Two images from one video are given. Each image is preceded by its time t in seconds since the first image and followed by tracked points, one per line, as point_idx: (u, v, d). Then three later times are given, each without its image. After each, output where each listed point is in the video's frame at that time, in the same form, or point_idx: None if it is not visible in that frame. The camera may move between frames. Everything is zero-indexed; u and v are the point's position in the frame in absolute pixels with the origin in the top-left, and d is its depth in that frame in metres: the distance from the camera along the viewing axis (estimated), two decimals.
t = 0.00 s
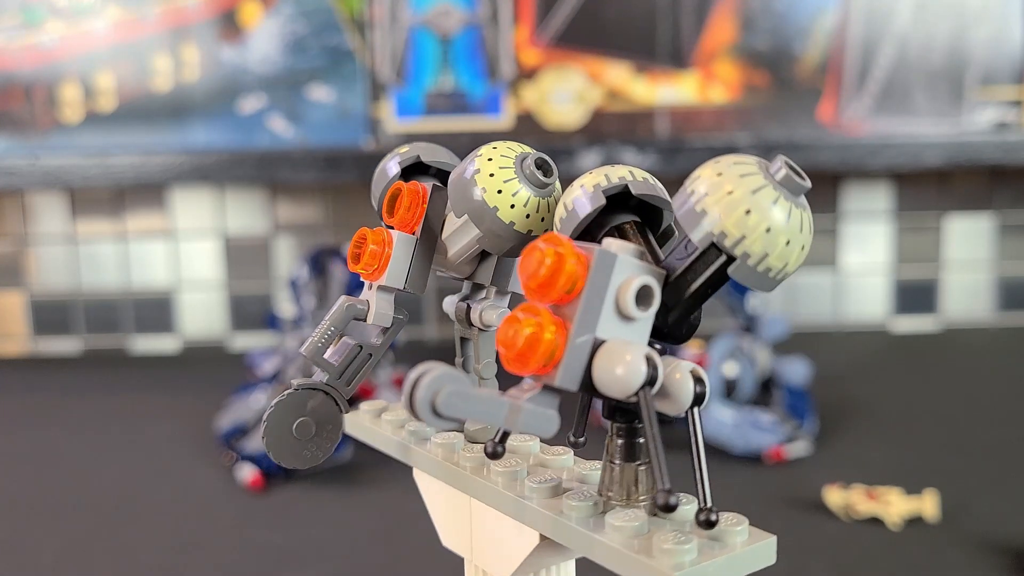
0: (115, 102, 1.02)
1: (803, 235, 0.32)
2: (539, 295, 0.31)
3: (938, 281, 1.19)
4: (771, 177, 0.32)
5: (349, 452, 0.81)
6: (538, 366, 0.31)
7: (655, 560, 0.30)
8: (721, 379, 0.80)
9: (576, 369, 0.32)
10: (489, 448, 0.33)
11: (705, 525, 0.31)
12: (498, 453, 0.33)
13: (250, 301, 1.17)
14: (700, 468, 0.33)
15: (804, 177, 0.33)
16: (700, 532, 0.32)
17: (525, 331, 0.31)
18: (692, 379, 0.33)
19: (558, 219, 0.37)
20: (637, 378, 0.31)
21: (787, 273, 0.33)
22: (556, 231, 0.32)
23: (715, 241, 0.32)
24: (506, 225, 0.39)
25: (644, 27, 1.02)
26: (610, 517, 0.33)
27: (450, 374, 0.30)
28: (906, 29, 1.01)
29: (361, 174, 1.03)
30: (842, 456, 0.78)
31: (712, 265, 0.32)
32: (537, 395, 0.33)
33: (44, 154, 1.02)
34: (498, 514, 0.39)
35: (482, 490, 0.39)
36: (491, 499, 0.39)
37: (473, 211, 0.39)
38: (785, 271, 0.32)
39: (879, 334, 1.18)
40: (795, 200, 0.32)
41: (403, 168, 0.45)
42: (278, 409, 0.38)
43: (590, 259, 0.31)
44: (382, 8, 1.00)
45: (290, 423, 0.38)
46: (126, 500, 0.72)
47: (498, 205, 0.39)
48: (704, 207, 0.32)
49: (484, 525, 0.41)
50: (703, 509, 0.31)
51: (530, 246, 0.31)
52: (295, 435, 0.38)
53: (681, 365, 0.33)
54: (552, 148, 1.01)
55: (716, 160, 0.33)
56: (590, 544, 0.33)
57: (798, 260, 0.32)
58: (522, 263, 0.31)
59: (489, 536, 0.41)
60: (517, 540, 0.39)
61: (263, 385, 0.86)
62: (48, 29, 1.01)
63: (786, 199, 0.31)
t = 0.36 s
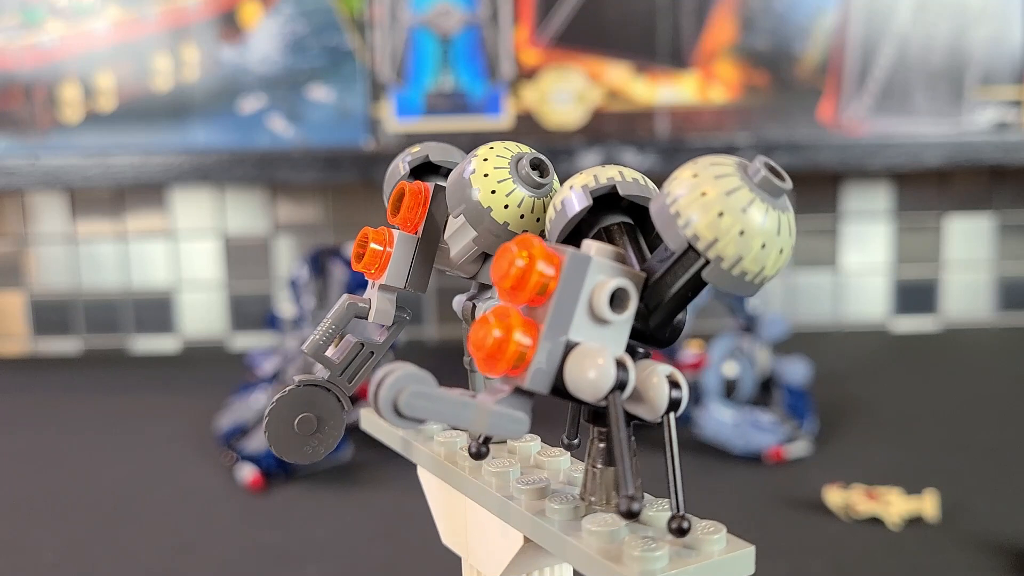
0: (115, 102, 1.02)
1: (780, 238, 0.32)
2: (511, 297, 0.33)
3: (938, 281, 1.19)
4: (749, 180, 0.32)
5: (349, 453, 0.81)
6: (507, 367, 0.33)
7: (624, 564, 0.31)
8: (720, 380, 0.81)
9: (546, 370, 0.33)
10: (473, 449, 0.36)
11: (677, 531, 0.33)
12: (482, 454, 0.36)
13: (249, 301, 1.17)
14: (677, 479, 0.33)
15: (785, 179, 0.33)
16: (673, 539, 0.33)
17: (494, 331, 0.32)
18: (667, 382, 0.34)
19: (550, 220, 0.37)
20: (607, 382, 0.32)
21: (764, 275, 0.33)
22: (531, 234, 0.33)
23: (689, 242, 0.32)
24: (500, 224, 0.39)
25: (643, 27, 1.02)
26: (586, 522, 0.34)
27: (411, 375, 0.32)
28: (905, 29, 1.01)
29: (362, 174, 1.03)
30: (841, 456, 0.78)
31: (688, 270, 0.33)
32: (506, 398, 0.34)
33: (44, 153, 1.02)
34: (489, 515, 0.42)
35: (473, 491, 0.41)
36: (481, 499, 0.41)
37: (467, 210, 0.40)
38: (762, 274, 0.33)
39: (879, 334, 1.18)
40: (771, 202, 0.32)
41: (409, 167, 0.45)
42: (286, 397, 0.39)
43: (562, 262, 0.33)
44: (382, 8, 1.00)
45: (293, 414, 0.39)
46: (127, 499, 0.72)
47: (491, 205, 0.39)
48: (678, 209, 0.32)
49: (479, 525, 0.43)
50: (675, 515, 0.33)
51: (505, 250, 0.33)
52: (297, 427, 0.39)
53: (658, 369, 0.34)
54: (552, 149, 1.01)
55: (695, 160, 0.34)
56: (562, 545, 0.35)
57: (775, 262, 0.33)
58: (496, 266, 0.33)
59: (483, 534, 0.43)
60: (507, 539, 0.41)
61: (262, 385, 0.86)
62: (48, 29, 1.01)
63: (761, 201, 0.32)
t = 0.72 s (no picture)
0: (112, 102, 1.02)
1: (760, 242, 0.32)
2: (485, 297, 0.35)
3: (942, 282, 1.17)
4: (729, 183, 0.32)
5: (349, 454, 0.80)
6: (477, 364, 0.35)
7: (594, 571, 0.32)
8: (722, 381, 0.81)
9: (521, 370, 0.34)
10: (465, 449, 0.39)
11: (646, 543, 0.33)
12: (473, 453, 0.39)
13: (247, 301, 1.17)
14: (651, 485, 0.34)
15: (770, 182, 0.33)
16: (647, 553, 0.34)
17: (464, 330, 0.34)
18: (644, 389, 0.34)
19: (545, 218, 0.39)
20: (578, 386, 0.33)
21: (744, 280, 0.32)
22: (508, 235, 0.35)
23: (665, 245, 0.32)
24: (501, 222, 0.40)
25: (645, 25, 1.01)
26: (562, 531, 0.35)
27: (375, 373, 0.35)
28: (910, 27, 1.00)
29: (361, 173, 1.03)
30: (843, 458, 0.78)
31: (668, 277, 0.34)
32: (478, 400, 0.36)
33: (40, 153, 1.02)
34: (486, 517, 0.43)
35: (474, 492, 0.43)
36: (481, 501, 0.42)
37: (473, 209, 0.41)
38: (741, 280, 0.32)
39: (882, 334, 1.17)
40: (752, 205, 0.32)
41: (432, 164, 0.48)
42: (298, 389, 0.41)
43: (536, 262, 0.34)
44: (382, 6, 0.99)
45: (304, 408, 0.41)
46: (125, 500, 0.72)
47: (493, 205, 0.40)
48: (656, 210, 0.33)
49: (479, 528, 0.45)
50: (648, 526, 0.33)
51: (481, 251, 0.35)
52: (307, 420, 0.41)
53: (637, 377, 0.35)
54: (553, 147, 1.00)
55: (679, 163, 0.34)
56: (538, 546, 0.36)
57: (757, 268, 0.32)
58: (471, 268, 0.35)
59: (479, 534, 0.45)
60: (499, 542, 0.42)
61: (260, 385, 0.85)
62: (44, 28, 1.01)
63: (741, 204, 0.32)
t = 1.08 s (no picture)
0: (112, 102, 1.02)
1: (762, 241, 0.32)
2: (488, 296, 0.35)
3: (941, 282, 1.17)
4: (731, 182, 0.32)
5: (349, 455, 0.80)
6: (478, 364, 0.35)
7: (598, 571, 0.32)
8: (722, 381, 0.81)
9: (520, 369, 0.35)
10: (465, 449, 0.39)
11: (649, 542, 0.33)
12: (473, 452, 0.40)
13: (247, 301, 1.17)
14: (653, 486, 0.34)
15: (772, 180, 0.33)
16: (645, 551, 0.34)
17: (466, 330, 0.35)
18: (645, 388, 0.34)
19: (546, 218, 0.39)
20: (580, 385, 0.33)
21: (746, 279, 0.33)
22: (510, 234, 0.35)
23: (666, 244, 0.33)
24: (502, 222, 0.41)
25: (645, 25, 1.01)
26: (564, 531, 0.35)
27: (376, 373, 0.35)
28: (910, 27, 1.00)
29: (361, 173, 1.03)
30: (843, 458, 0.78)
31: (669, 277, 0.34)
32: (480, 400, 0.36)
33: (40, 153, 1.02)
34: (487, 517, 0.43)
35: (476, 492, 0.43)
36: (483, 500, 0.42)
37: (474, 208, 0.41)
38: (743, 279, 0.32)
39: (883, 334, 1.17)
40: (753, 203, 0.32)
41: (433, 163, 0.48)
42: (300, 389, 0.41)
43: (537, 261, 0.34)
44: (382, 6, 0.99)
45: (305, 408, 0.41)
46: (126, 500, 0.72)
47: (495, 204, 0.40)
48: (657, 209, 0.33)
49: (481, 527, 0.45)
50: (650, 526, 0.33)
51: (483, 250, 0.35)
52: (309, 420, 0.41)
53: (639, 376, 0.35)
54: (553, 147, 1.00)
55: (681, 161, 0.34)
56: (541, 547, 0.36)
57: (758, 267, 0.32)
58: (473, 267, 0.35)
59: (481, 534, 0.45)
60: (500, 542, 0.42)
61: (260, 385, 0.85)
62: (44, 28, 1.00)
63: (742, 202, 0.32)
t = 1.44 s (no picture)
0: (112, 102, 1.02)
1: (756, 246, 0.32)
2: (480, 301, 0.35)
3: (941, 282, 1.17)
4: (724, 186, 0.32)
5: (349, 455, 0.80)
6: (469, 369, 0.35)
7: None
8: (722, 381, 0.81)
9: (512, 373, 0.35)
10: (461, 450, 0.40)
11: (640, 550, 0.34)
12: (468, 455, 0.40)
13: (247, 301, 1.17)
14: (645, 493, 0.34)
15: (766, 184, 0.33)
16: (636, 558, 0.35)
17: (457, 336, 0.34)
18: (639, 393, 0.34)
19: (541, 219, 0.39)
20: (571, 392, 0.33)
21: (740, 284, 0.33)
22: (501, 239, 0.35)
23: (659, 248, 0.33)
24: (496, 223, 0.41)
25: (645, 25, 1.01)
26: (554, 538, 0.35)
27: (369, 380, 0.36)
28: (910, 27, 1.00)
29: (361, 173, 1.03)
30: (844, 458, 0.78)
31: (663, 281, 0.34)
32: (472, 405, 0.37)
33: (40, 153, 1.02)
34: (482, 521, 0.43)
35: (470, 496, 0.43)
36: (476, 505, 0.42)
37: (469, 210, 0.41)
38: (737, 284, 0.32)
39: (883, 334, 1.17)
40: (747, 208, 0.32)
41: (428, 162, 0.48)
42: (296, 391, 0.41)
43: (529, 265, 0.34)
44: (382, 6, 0.99)
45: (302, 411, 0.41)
46: (126, 500, 0.72)
47: (489, 205, 0.40)
48: (649, 213, 0.33)
49: (476, 531, 0.45)
50: (641, 534, 0.34)
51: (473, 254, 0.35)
52: (306, 423, 0.41)
53: (632, 381, 0.35)
54: (553, 147, 1.00)
55: (675, 164, 0.34)
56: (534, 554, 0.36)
57: (752, 271, 0.32)
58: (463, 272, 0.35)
59: (476, 538, 0.45)
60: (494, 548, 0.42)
61: (259, 386, 0.85)
62: (44, 28, 1.00)
63: (736, 206, 0.32)
